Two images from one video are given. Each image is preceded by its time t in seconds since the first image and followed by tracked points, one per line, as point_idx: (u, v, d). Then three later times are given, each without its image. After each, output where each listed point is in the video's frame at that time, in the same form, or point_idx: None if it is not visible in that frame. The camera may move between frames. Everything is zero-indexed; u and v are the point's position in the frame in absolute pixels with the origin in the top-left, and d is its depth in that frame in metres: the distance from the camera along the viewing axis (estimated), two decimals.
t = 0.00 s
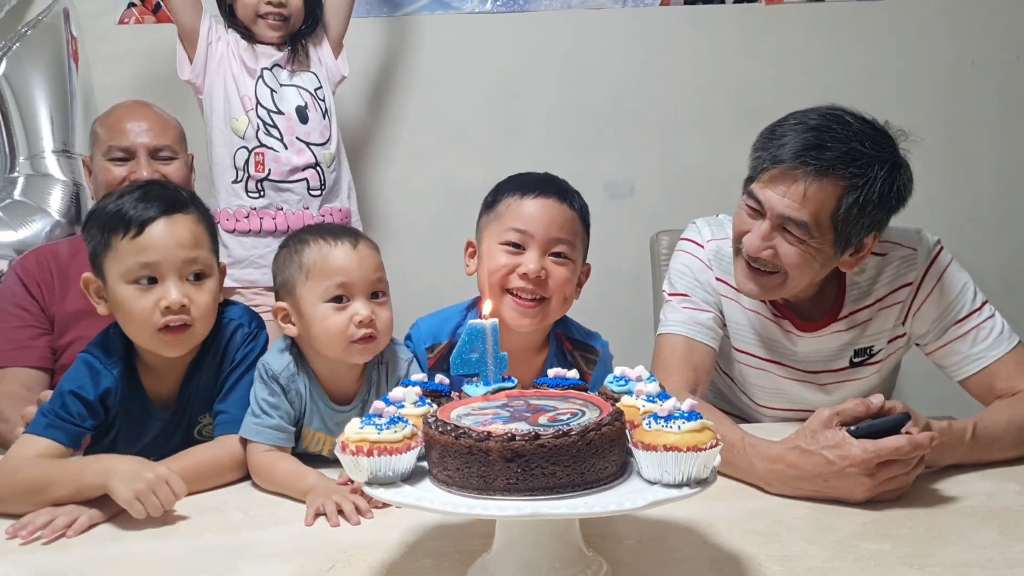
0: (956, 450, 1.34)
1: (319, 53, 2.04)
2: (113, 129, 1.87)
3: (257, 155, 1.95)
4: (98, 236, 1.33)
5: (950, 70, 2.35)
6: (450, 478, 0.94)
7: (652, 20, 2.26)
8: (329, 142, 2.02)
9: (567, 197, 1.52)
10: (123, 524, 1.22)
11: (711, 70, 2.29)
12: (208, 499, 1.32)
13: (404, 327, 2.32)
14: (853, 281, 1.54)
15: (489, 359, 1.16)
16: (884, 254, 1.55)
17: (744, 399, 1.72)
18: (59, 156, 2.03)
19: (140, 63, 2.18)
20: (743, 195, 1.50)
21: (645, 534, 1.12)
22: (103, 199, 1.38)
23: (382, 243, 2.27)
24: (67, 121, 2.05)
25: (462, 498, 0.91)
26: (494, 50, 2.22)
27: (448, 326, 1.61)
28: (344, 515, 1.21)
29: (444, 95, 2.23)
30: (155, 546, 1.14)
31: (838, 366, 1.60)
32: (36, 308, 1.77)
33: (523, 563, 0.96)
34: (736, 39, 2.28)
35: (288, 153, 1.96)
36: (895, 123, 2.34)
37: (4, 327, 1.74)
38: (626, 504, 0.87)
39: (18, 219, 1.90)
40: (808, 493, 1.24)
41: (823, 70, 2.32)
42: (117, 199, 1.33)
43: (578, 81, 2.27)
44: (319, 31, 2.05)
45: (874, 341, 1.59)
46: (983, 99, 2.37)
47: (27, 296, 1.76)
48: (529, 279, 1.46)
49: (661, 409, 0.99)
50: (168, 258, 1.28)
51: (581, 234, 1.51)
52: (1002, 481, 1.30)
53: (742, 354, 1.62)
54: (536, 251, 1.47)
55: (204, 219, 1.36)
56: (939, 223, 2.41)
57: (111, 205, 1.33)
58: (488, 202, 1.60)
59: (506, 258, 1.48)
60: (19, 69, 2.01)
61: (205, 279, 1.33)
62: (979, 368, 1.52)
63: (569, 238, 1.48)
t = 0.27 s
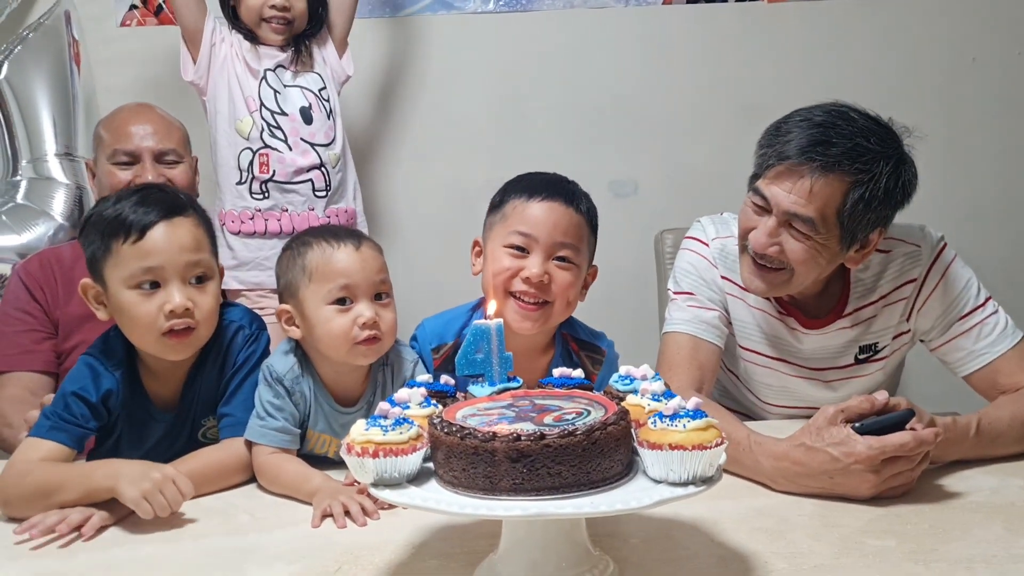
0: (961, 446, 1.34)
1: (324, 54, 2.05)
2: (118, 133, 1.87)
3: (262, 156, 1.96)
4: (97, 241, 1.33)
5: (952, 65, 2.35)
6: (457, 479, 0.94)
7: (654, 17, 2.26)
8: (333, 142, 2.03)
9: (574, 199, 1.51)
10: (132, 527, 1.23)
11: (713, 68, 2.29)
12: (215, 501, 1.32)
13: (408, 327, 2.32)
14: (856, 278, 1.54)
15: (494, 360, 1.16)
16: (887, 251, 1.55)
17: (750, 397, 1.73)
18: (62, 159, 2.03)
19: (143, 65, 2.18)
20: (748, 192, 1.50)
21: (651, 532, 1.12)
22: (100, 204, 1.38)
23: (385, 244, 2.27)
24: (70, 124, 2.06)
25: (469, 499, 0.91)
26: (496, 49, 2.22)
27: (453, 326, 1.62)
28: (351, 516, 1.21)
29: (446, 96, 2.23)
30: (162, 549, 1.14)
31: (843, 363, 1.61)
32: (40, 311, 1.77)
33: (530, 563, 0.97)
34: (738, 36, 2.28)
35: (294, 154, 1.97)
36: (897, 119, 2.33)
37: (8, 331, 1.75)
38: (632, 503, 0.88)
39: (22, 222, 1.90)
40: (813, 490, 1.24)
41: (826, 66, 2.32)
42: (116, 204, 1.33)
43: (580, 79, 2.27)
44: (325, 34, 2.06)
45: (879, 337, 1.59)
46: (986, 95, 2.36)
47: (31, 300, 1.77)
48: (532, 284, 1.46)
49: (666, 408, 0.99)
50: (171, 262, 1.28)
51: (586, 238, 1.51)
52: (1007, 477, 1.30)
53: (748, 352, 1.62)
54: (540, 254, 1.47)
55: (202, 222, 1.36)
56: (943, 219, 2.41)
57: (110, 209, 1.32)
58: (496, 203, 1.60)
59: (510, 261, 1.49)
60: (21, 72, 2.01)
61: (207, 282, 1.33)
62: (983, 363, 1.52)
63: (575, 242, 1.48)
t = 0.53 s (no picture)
0: (971, 444, 1.33)
1: (332, 52, 2.05)
2: (126, 132, 1.88)
3: (269, 153, 1.96)
4: (104, 239, 1.32)
5: (961, 62, 2.34)
6: (466, 475, 0.94)
7: (661, 15, 2.25)
8: (342, 140, 2.03)
9: (581, 198, 1.51)
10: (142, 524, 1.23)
11: (721, 66, 2.29)
12: (224, 499, 1.33)
13: (415, 325, 2.32)
14: (866, 276, 1.54)
15: (503, 357, 1.16)
16: (897, 249, 1.54)
17: (759, 395, 1.72)
18: (70, 159, 2.03)
19: (150, 64, 2.18)
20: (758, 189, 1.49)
21: (660, 530, 1.12)
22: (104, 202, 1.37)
23: (392, 242, 2.27)
24: (77, 124, 2.06)
25: (478, 495, 0.91)
26: (503, 47, 2.22)
27: (462, 325, 1.62)
28: (360, 513, 1.21)
29: (453, 94, 2.23)
30: (172, 546, 1.15)
31: (853, 361, 1.60)
32: (49, 310, 1.77)
33: (540, 560, 0.96)
34: (746, 34, 2.28)
35: (301, 151, 1.97)
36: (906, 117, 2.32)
37: (18, 329, 1.75)
38: (642, 500, 0.87)
39: (30, 222, 1.90)
40: (823, 488, 1.23)
41: (834, 63, 2.31)
42: (120, 202, 1.32)
43: (587, 77, 2.26)
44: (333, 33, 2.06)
45: (888, 335, 1.58)
46: (995, 92, 2.35)
47: (40, 299, 1.77)
48: (538, 282, 1.46)
49: (676, 405, 0.99)
50: (178, 259, 1.28)
51: (593, 236, 1.51)
52: (1018, 475, 1.29)
53: (758, 350, 1.61)
54: (547, 253, 1.47)
55: (207, 217, 1.36)
56: (952, 217, 2.40)
57: (116, 208, 1.32)
58: (502, 203, 1.60)
59: (516, 259, 1.48)
60: (28, 72, 2.02)
61: (215, 277, 1.34)
62: (994, 361, 1.52)
63: (581, 241, 1.48)
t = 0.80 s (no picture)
0: (981, 444, 1.33)
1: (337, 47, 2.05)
2: (129, 128, 1.87)
3: (274, 151, 1.95)
4: (106, 237, 1.32)
5: (967, 62, 2.33)
6: (475, 475, 0.93)
7: (666, 13, 2.24)
8: (347, 138, 2.02)
9: (587, 196, 1.51)
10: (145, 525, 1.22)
11: (726, 65, 2.28)
12: (229, 499, 1.32)
13: (419, 325, 2.31)
14: (874, 275, 1.53)
15: (511, 356, 1.15)
16: (905, 249, 1.54)
17: (766, 395, 1.71)
18: (71, 157, 2.03)
19: (153, 62, 2.18)
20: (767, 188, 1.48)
21: (669, 530, 1.11)
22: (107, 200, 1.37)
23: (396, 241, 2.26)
24: (79, 122, 2.05)
25: (488, 495, 0.90)
26: (508, 46, 2.22)
27: (470, 326, 1.62)
28: (366, 513, 1.21)
29: (458, 93, 2.23)
30: (176, 545, 1.14)
31: (861, 361, 1.59)
32: (50, 306, 1.76)
33: (549, 561, 0.95)
34: (752, 33, 2.27)
35: (307, 149, 1.96)
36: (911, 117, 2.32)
37: (18, 326, 1.75)
38: (653, 500, 0.86)
39: (32, 220, 1.89)
40: (832, 489, 1.23)
41: (840, 62, 2.30)
42: (124, 199, 1.32)
43: (592, 76, 2.25)
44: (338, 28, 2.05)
45: (896, 335, 1.57)
46: (1001, 92, 2.34)
47: (42, 295, 1.76)
48: (546, 279, 1.45)
49: (687, 404, 0.98)
50: (181, 257, 1.27)
51: (600, 234, 1.50)
52: None
53: (765, 350, 1.61)
54: (553, 250, 1.46)
55: (211, 215, 1.35)
56: (958, 217, 2.39)
57: (118, 205, 1.31)
58: (509, 202, 1.60)
59: (523, 258, 1.48)
60: (31, 69, 2.00)
61: (218, 276, 1.33)
62: (1003, 361, 1.51)
63: (589, 238, 1.48)
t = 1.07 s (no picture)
0: (982, 446, 1.32)
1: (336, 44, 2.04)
2: (137, 120, 1.87)
3: (272, 151, 1.95)
4: (108, 242, 1.29)
5: (967, 64, 2.33)
6: (477, 474, 0.93)
7: (667, 14, 2.24)
8: (343, 138, 2.01)
9: (588, 194, 1.51)
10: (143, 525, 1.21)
11: (727, 67, 2.28)
12: (227, 498, 1.31)
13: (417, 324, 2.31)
14: (876, 277, 1.53)
15: (513, 354, 1.15)
16: (907, 250, 1.53)
17: (766, 396, 1.71)
18: (70, 154, 2.02)
19: (153, 59, 2.17)
20: (771, 188, 1.48)
21: (670, 531, 1.10)
22: (107, 201, 1.33)
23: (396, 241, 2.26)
24: (78, 119, 2.05)
25: (490, 494, 0.90)
26: (508, 45, 2.21)
27: (471, 326, 1.61)
28: (365, 512, 1.20)
29: (458, 92, 2.22)
30: (175, 545, 1.13)
31: (862, 362, 1.59)
32: (47, 303, 1.75)
33: (551, 561, 0.95)
34: (753, 34, 2.27)
35: (303, 151, 1.95)
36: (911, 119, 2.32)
37: (15, 323, 1.74)
38: (656, 500, 0.86)
39: (29, 217, 1.87)
40: (833, 490, 1.22)
41: (840, 64, 2.30)
42: (126, 203, 1.29)
43: (593, 76, 2.25)
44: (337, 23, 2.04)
45: (898, 337, 1.57)
46: (1000, 95, 2.35)
47: (39, 292, 1.75)
48: (549, 278, 1.45)
49: (691, 404, 0.97)
50: (189, 268, 1.26)
51: (600, 232, 1.50)
52: None
53: (767, 351, 1.60)
54: (555, 249, 1.46)
55: (215, 221, 1.34)
56: (957, 219, 2.39)
57: (122, 210, 1.28)
58: (507, 202, 1.59)
59: (525, 257, 1.47)
60: (30, 66, 1.99)
61: (223, 285, 1.32)
62: (1004, 363, 1.51)
63: (589, 236, 1.48)
